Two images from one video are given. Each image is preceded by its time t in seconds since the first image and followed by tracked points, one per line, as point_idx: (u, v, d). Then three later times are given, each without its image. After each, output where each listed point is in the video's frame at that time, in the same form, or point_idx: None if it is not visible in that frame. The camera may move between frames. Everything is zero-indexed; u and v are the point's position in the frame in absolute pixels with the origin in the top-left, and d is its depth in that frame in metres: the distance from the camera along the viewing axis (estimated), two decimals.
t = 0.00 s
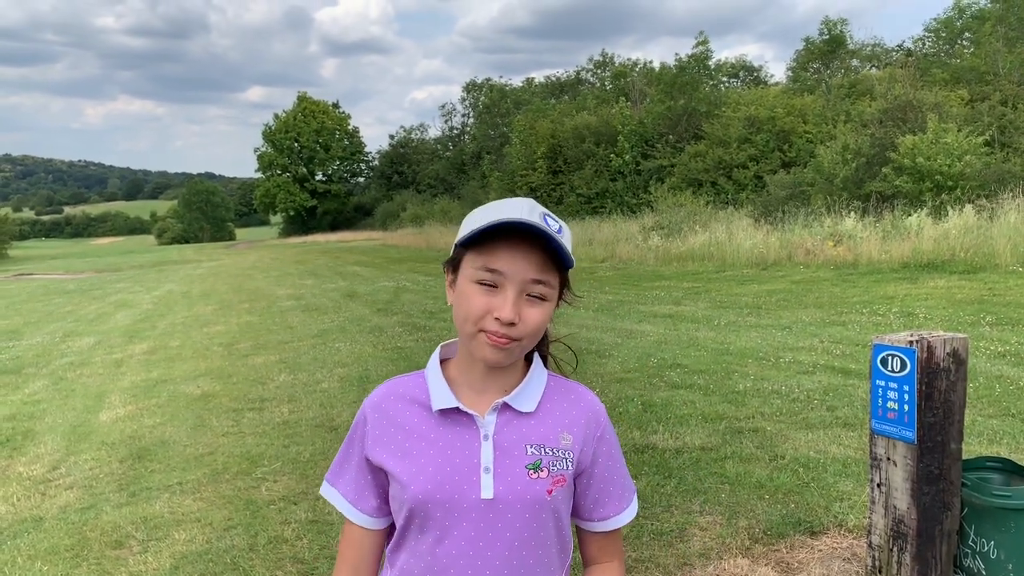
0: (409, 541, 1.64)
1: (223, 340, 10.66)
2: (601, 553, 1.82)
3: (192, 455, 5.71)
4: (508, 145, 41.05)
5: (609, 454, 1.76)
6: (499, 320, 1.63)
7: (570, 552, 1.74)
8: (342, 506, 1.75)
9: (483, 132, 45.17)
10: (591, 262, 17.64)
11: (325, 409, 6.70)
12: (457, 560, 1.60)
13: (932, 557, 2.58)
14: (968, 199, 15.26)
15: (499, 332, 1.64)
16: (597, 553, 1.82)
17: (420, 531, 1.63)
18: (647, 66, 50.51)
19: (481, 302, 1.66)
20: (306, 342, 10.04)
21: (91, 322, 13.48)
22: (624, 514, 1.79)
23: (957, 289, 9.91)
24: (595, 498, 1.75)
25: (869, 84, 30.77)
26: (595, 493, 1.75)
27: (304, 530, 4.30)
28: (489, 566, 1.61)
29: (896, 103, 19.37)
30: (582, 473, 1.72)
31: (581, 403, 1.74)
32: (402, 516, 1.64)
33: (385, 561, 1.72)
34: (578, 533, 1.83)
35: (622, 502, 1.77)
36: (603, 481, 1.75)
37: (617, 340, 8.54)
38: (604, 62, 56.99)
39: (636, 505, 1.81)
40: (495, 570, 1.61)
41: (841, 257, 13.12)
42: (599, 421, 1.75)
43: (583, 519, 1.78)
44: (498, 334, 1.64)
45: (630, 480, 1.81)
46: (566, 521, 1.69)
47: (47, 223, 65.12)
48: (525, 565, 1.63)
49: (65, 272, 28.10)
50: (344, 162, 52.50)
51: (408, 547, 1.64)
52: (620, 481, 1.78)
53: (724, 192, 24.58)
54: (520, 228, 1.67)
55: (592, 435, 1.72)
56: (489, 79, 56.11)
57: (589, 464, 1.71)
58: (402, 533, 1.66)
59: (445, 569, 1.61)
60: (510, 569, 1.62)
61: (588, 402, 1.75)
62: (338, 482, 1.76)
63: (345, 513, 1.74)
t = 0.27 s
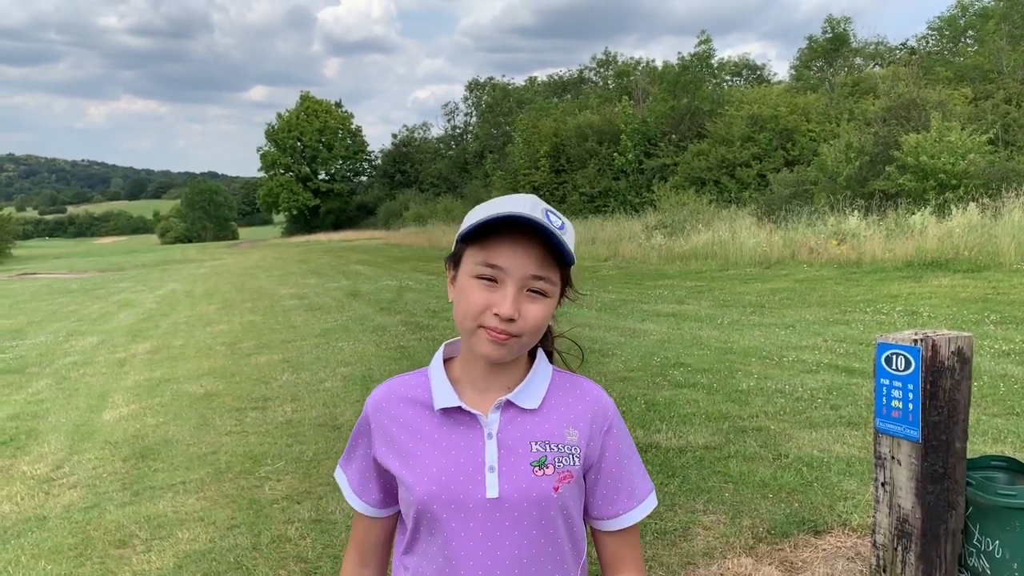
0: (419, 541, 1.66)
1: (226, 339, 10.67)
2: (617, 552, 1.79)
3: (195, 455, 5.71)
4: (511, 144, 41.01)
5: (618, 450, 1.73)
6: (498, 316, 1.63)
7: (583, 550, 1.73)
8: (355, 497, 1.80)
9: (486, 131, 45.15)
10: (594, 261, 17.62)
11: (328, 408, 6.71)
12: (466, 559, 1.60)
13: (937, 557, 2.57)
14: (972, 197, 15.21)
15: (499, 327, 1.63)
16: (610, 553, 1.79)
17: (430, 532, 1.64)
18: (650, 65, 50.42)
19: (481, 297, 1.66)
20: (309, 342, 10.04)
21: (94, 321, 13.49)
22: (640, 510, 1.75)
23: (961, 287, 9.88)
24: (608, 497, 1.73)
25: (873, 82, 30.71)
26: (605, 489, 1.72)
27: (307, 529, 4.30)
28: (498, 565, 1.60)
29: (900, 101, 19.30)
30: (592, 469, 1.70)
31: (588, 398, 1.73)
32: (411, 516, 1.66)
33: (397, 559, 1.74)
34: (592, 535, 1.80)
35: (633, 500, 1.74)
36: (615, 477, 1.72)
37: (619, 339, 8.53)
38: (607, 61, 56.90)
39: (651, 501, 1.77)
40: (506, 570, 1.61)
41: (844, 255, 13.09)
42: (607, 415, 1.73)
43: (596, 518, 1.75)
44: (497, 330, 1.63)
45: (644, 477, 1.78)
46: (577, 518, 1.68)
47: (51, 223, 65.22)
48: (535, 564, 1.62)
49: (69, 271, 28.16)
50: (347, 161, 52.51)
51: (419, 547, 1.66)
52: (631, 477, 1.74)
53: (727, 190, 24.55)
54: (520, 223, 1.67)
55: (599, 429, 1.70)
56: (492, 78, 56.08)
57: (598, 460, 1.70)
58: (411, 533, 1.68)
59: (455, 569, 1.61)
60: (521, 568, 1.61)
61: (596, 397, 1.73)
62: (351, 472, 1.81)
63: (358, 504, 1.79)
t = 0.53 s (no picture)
0: (431, 544, 1.66)
1: (228, 338, 10.68)
2: (633, 552, 1.76)
3: (197, 453, 5.72)
4: (512, 142, 41.00)
5: (629, 443, 1.71)
6: (494, 315, 1.63)
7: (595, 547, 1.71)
8: (367, 515, 1.80)
9: (487, 130, 45.15)
10: (596, 260, 17.61)
11: (330, 406, 6.71)
12: (478, 558, 1.60)
13: (938, 555, 2.57)
14: (973, 195, 15.20)
15: (493, 327, 1.63)
16: (626, 549, 1.76)
17: (440, 533, 1.64)
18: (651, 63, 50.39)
19: (477, 297, 1.66)
20: (311, 340, 10.04)
21: (96, 321, 13.50)
22: (654, 504, 1.72)
23: (962, 285, 9.87)
24: (618, 489, 1.71)
25: (874, 80, 30.69)
26: (616, 483, 1.70)
27: (309, 528, 4.31)
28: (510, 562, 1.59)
29: (901, 99, 19.28)
30: (600, 464, 1.69)
31: (593, 393, 1.72)
32: (423, 518, 1.67)
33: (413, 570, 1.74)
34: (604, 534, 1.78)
35: (644, 494, 1.71)
36: (626, 471, 1.70)
37: (621, 337, 8.53)
38: (609, 59, 56.87)
39: (667, 496, 1.73)
40: (519, 567, 1.59)
41: (845, 253, 13.08)
42: (614, 408, 1.71)
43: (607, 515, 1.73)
44: (495, 329, 1.63)
45: (658, 470, 1.75)
46: (587, 513, 1.66)
47: (52, 222, 65.23)
48: (546, 561, 1.60)
49: (70, 271, 28.18)
50: (348, 160, 52.52)
51: (433, 549, 1.66)
52: (642, 471, 1.72)
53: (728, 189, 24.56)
54: (513, 221, 1.67)
55: (605, 422, 1.69)
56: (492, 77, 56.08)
57: (606, 454, 1.68)
58: (424, 537, 1.69)
59: (467, 569, 1.61)
60: (532, 566, 1.60)
61: (601, 391, 1.72)
62: (363, 494, 1.82)
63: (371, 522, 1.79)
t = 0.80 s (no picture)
0: (419, 540, 1.67)
1: (228, 338, 10.67)
2: (623, 558, 1.74)
3: (197, 453, 5.72)
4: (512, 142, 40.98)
5: (620, 449, 1.70)
6: (480, 321, 1.63)
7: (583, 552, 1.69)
8: (357, 506, 1.81)
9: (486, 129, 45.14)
10: (595, 258, 17.61)
11: (330, 406, 6.71)
12: (463, 558, 1.60)
13: (938, 554, 2.57)
14: (972, 193, 15.19)
15: (480, 334, 1.64)
16: (614, 558, 1.74)
17: (427, 530, 1.65)
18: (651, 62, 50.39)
19: (464, 304, 1.67)
20: (311, 340, 10.04)
21: (95, 320, 13.48)
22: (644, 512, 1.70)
23: (962, 284, 9.88)
24: (608, 496, 1.69)
25: (874, 79, 30.69)
26: (606, 489, 1.69)
27: (309, 527, 4.30)
28: (495, 563, 1.59)
29: (900, 98, 19.29)
30: (591, 469, 1.68)
31: (585, 397, 1.72)
32: (411, 515, 1.68)
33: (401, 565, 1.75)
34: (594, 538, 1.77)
35: (633, 501, 1.70)
36: (617, 478, 1.68)
37: (621, 336, 8.53)
38: (608, 58, 56.86)
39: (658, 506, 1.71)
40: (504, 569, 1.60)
41: (845, 252, 13.08)
42: (606, 413, 1.70)
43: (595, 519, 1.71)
44: (482, 336, 1.64)
45: (651, 480, 1.73)
46: (576, 518, 1.66)
47: (51, 222, 65.19)
48: (531, 564, 1.60)
49: (70, 270, 28.15)
50: (347, 159, 52.50)
51: (420, 547, 1.66)
52: (633, 479, 1.70)
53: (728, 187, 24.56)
54: (498, 227, 1.66)
55: (598, 428, 1.68)
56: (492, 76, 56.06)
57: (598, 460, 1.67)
58: (412, 534, 1.70)
59: (453, 567, 1.61)
60: (517, 568, 1.59)
61: (594, 395, 1.72)
62: (352, 481, 1.83)
63: (359, 511, 1.80)
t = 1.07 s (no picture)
0: (415, 539, 1.67)
1: (228, 337, 10.67)
2: (614, 564, 1.76)
3: (198, 453, 5.72)
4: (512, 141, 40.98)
5: (619, 456, 1.71)
6: (481, 324, 1.63)
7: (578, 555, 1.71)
8: (354, 505, 1.80)
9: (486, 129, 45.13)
10: (596, 258, 17.62)
11: (330, 405, 6.72)
12: (459, 559, 1.61)
13: (938, 553, 2.58)
14: (972, 192, 15.19)
15: (481, 336, 1.64)
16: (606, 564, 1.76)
17: (425, 530, 1.64)
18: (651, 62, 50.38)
19: (466, 306, 1.67)
20: (311, 340, 10.04)
21: (96, 320, 13.48)
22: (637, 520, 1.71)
23: (962, 283, 9.88)
24: (604, 501, 1.70)
25: (874, 78, 30.68)
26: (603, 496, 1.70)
27: (309, 527, 4.30)
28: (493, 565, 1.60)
29: (900, 97, 19.28)
30: (590, 474, 1.68)
31: (587, 402, 1.72)
32: (409, 515, 1.67)
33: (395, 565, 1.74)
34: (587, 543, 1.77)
35: (630, 507, 1.71)
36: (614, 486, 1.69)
37: (621, 335, 8.54)
38: (608, 58, 56.84)
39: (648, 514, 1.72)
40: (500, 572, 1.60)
41: (845, 251, 13.07)
42: (606, 420, 1.71)
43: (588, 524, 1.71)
44: (483, 338, 1.64)
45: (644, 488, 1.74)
46: (573, 522, 1.66)
47: (51, 221, 65.18)
48: (527, 566, 1.61)
49: (70, 270, 28.14)
50: (347, 159, 52.48)
51: (416, 546, 1.66)
52: (630, 485, 1.72)
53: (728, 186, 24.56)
54: (499, 230, 1.67)
55: (599, 434, 1.69)
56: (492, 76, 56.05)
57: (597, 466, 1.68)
58: (407, 532, 1.69)
59: (448, 568, 1.62)
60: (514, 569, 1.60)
61: (596, 401, 1.73)
62: (351, 478, 1.82)
63: (358, 508, 1.80)
